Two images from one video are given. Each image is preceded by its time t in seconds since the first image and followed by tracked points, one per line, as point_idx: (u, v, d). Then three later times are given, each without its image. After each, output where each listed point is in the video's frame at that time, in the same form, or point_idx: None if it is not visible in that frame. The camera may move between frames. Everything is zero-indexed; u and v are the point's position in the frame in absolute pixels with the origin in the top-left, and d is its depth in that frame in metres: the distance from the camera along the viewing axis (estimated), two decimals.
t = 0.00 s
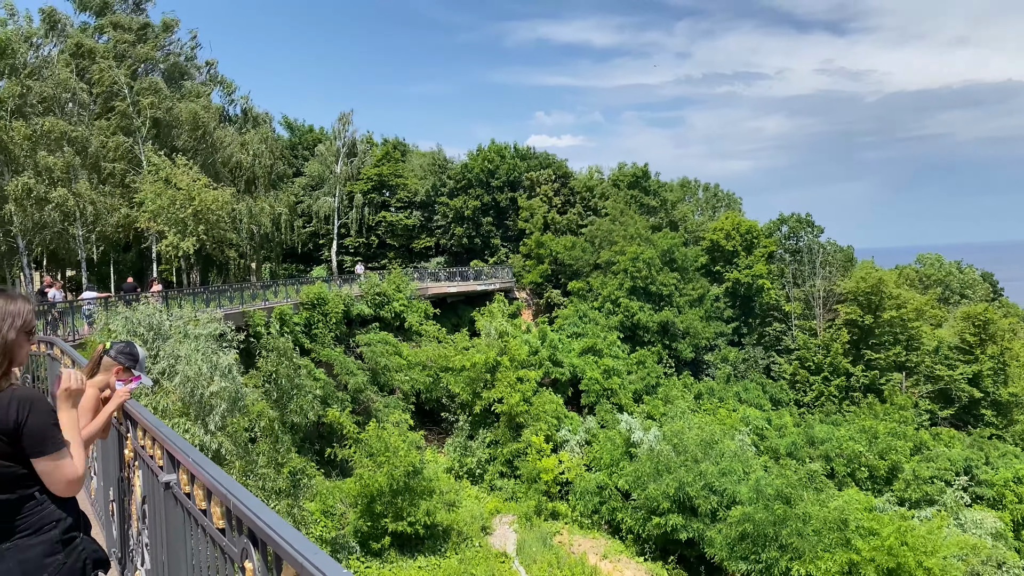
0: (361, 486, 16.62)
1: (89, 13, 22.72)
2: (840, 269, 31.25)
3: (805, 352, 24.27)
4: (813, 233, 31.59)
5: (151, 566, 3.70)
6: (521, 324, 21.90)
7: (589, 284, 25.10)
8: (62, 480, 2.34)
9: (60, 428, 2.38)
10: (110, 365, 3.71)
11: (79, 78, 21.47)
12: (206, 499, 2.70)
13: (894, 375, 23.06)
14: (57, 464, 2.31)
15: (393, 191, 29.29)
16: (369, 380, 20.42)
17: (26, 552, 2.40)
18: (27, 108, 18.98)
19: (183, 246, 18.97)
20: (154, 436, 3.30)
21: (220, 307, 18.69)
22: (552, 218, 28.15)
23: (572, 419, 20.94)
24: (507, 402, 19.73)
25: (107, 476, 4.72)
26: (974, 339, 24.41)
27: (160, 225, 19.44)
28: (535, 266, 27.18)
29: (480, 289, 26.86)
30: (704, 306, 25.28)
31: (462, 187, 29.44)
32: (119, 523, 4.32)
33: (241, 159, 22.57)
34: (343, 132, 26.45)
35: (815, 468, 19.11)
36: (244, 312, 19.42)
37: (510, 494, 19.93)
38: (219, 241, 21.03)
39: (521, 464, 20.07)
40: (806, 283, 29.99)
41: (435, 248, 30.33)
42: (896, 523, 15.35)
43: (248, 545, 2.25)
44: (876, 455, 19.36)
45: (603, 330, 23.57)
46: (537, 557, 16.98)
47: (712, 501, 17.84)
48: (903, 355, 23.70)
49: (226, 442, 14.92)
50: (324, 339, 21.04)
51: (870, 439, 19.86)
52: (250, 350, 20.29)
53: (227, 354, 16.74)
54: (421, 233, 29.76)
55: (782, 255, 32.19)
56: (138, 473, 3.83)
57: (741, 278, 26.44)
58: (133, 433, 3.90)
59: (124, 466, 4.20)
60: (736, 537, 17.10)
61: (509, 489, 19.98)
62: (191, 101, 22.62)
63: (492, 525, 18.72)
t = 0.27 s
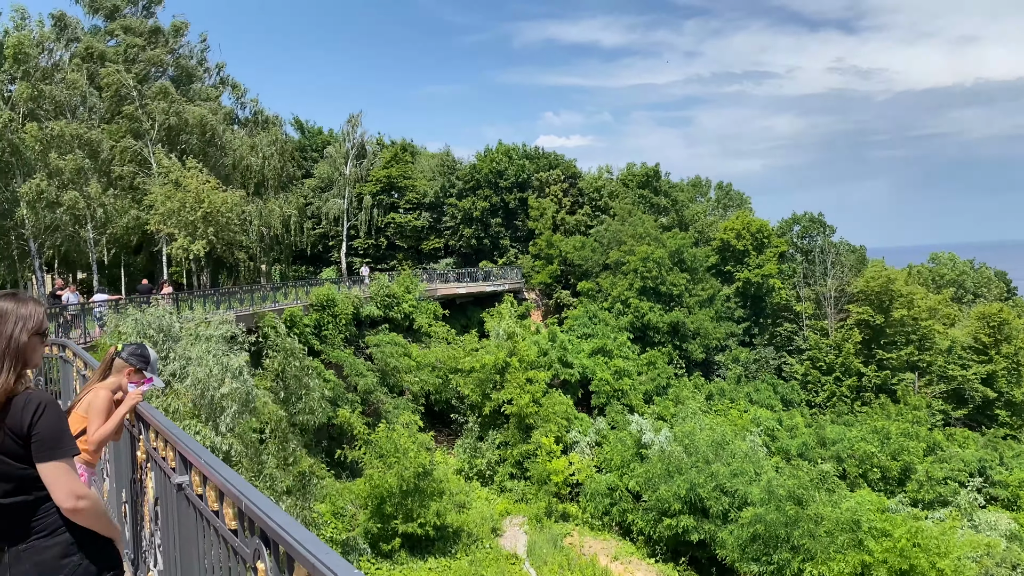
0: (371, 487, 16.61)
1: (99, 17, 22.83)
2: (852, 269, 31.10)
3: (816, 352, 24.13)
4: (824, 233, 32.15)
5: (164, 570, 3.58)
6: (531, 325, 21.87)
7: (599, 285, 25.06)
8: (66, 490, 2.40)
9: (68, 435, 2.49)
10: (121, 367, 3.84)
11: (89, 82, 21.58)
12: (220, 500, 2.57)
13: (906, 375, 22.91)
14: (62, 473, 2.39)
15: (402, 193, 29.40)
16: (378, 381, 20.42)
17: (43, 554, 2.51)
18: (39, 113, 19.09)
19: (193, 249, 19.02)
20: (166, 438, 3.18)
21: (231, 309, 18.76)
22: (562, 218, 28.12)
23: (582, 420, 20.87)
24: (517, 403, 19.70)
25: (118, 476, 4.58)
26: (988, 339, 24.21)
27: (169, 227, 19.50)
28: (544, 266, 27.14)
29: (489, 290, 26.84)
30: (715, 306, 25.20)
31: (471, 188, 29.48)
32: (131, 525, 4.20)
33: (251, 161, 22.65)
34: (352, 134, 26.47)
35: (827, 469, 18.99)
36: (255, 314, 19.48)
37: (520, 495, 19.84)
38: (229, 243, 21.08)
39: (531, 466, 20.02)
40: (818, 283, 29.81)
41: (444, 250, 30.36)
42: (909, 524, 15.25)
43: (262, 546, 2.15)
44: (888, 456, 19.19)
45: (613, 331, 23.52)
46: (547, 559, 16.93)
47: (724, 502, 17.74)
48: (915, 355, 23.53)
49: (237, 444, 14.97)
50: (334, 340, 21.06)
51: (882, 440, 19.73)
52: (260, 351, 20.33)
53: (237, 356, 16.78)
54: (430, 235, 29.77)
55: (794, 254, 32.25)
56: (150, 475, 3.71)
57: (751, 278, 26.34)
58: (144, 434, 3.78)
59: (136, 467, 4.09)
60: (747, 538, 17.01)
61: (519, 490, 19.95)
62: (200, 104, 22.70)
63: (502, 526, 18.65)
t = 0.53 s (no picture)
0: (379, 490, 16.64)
1: (106, 22, 22.95)
2: (859, 270, 31.03)
3: (824, 354, 24.06)
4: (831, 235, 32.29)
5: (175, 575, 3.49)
6: (537, 327, 21.87)
7: (605, 287, 25.08)
8: (77, 491, 2.65)
9: (80, 439, 2.73)
10: (130, 370, 3.94)
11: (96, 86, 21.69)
12: (228, 502, 2.47)
13: (914, 377, 22.83)
14: (72, 475, 2.64)
15: (408, 196, 29.52)
16: (385, 383, 20.43)
17: (55, 554, 2.76)
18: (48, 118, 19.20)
19: (200, 252, 19.08)
20: (176, 440, 3.12)
21: (238, 313, 18.82)
22: (568, 221, 28.15)
23: (589, 423, 20.85)
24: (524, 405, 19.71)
25: (130, 478, 4.51)
26: (997, 341, 24.10)
27: (176, 231, 19.57)
28: (550, 269, 27.16)
29: (496, 292, 26.86)
30: (722, 308, 25.17)
31: (477, 191, 29.55)
32: (142, 526, 4.14)
33: (258, 165, 22.74)
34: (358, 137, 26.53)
35: (835, 471, 18.94)
36: (262, 317, 19.55)
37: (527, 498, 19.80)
38: (236, 246, 21.14)
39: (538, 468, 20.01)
40: (825, 285, 29.71)
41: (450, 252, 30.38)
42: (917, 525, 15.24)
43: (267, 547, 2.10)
44: (897, 458, 19.07)
45: (619, 334, 23.51)
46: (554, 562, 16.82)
47: (731, 504, 17.72)
48: (923, 356, 23.43)
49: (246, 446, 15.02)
50: (341, 343, 21.08)
51: (890, 442, 19.63)
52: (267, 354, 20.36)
53: (244, 359, 16.81)
54: (436, 237, 29.83)
55: (801, 256, 32.26)
56: (160, 476, 3.65)
57: (758, 280, 26.32)
58: (154, 437, 3.68)
59: (147, 471, 3.99)
60: (755, 541, 16.98)
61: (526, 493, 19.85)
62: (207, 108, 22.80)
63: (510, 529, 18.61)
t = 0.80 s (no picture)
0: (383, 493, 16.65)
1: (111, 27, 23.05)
2: (865, 272, 30.94)
3: (829, 357, 23.99)
4: (837, 238, 32.20)
5: None
6: (542, 330, 21.85)
7: (609, 290, 25.05)
8: (84, 495, 2.66)
9: (88, 443, 2.72)
10: (136, 374, 3.96)
11: (101, 91, 21.78)
12: (234, 505, 2.47)
13: (920, 379, 22.74)
14: (79, 479, 2.65)
15: (413, 200, 29.48)
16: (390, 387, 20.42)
17: (63, 557, 2.77)
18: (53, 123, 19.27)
19: (205, 256, 19.12)
20: (181, 443, 3.12)
21: (243, 316, 18.85)
22: (573, 224, 28.15)
23: (594, 426, 20.82)
24: (529, 409, 19.72)
25: (136, 482, 4.51)
26: (1003, 343, 24.02)
27: (181, 235, 19.61)
28: (554, 272, 27.15)
29: (500, 295, 26.84)
30: (727, 310, 25.12)
31: (482, 194, 29.58)
32: (148, 530, 4.14)
33: (262, 168, 22.79)
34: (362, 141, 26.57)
35: (840, 474, 18.89)
36: (267, 320, 19.57)
37: (533, 501, 19.75)
38: (240, 250, 21.16)
39: (543, 472, 19.99)
40: (830, 287, 29.61)
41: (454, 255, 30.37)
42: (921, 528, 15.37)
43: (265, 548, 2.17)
44: (902, 461, 18.97)
45: (624, 336, 23.47)
46: (561, 565, 17.16)
47: (736, 507, 17.68)
48: (929, 358, 23.35)
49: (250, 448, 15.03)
50: (346, 347, 21.08)
51: (896, 444, 19.54)
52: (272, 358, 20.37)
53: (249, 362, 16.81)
54: (441, 241, 29.84)
55: (807, 259, 32.17)
56: (166, 480, 3.66)
57: (763, 282, 26.28)
58: (160, 441, 3.68)
59: (153, 475, 3.98)
60: (761, 544, 16.93)
61: (531, 496, 19.77)
62: (211, 112, 22.89)
63: (515, 532, 18.59)
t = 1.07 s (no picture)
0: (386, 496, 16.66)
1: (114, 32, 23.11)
2: (867, 274, 30.93)
3: (832, 358, 23.97)
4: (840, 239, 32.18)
5: None
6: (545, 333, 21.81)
7: (612, 292, 25.05)
8: (85, 500, 2.63)
9: (90, 448, 2.69)
10: (139, 378, 3.92)
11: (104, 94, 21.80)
12: (236, 509, 2.42)
13: (924, 381, 22.69)
14: (80, 483, 2.62)
15: (415, 202, 29.34)
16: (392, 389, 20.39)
17: (65, 560, 2.78)
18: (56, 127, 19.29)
19: (208, 259, 19.13)
20: (185, 447, 3.11)
21: (246, 319, 18.82)
22: (575, 226, 28.15)
23: (597, 428, 20.78)
24: (532, 411, 19.71)
25: (139, 486, 4.47)
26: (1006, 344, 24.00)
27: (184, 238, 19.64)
28: (557, 274, 27.16)
29: (502, 298, 26.84)
30: (729, 313, 25.12)
31: (484, 197, 29.60)
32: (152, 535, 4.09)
33: (264, 171, 22.81)
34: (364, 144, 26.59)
35: (843, 476, 18.86)
36: (269, 323, 19.55)
37: (536, 504, 19.73)
38: (243, 254, 21.16)
39: (546, 474, 19.97)
40: (832, 289, 29.55)
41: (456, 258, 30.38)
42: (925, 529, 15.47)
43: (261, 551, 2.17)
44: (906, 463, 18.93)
45: (627, 339, 23.45)
46: (563, 567, 17.18)
47: (740, 509, 17.67)
48: (932, 360, 23.30)
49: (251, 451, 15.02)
50: (348, 350, 21.06)
51: (899, 446, 19.49)
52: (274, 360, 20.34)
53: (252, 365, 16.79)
54: (443, 243, 29.84)
55: (809, 261, 32.15)
56: (169, 484, 3.62)
57: (766, 284, 26.27)
58: (165, 445, 3.67)
59: (157, 478, 3.96)
60: (765, 547, 16.91)
61: (534, 499, 19.75)
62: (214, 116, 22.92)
63: (518, 535, 18.59)
